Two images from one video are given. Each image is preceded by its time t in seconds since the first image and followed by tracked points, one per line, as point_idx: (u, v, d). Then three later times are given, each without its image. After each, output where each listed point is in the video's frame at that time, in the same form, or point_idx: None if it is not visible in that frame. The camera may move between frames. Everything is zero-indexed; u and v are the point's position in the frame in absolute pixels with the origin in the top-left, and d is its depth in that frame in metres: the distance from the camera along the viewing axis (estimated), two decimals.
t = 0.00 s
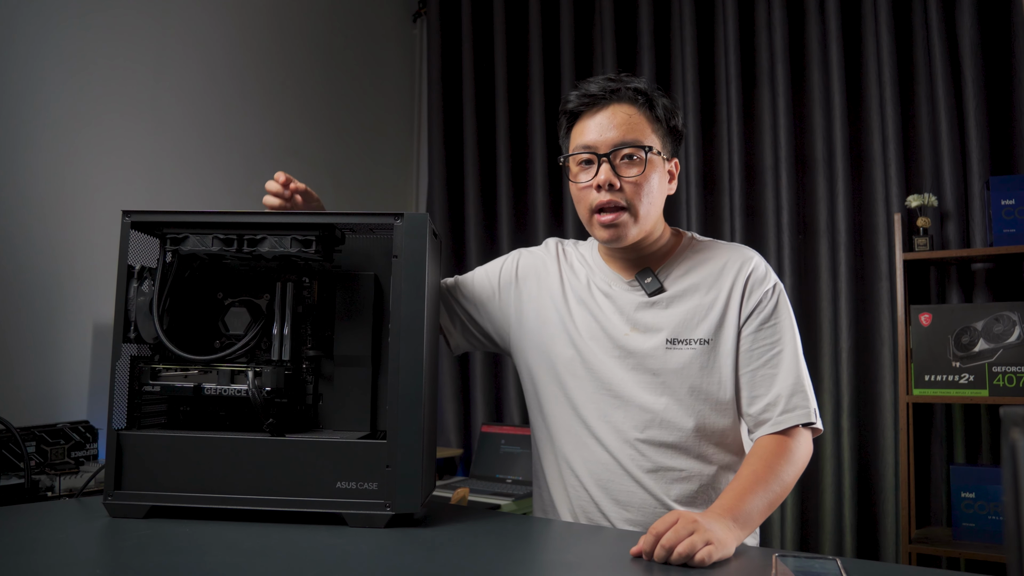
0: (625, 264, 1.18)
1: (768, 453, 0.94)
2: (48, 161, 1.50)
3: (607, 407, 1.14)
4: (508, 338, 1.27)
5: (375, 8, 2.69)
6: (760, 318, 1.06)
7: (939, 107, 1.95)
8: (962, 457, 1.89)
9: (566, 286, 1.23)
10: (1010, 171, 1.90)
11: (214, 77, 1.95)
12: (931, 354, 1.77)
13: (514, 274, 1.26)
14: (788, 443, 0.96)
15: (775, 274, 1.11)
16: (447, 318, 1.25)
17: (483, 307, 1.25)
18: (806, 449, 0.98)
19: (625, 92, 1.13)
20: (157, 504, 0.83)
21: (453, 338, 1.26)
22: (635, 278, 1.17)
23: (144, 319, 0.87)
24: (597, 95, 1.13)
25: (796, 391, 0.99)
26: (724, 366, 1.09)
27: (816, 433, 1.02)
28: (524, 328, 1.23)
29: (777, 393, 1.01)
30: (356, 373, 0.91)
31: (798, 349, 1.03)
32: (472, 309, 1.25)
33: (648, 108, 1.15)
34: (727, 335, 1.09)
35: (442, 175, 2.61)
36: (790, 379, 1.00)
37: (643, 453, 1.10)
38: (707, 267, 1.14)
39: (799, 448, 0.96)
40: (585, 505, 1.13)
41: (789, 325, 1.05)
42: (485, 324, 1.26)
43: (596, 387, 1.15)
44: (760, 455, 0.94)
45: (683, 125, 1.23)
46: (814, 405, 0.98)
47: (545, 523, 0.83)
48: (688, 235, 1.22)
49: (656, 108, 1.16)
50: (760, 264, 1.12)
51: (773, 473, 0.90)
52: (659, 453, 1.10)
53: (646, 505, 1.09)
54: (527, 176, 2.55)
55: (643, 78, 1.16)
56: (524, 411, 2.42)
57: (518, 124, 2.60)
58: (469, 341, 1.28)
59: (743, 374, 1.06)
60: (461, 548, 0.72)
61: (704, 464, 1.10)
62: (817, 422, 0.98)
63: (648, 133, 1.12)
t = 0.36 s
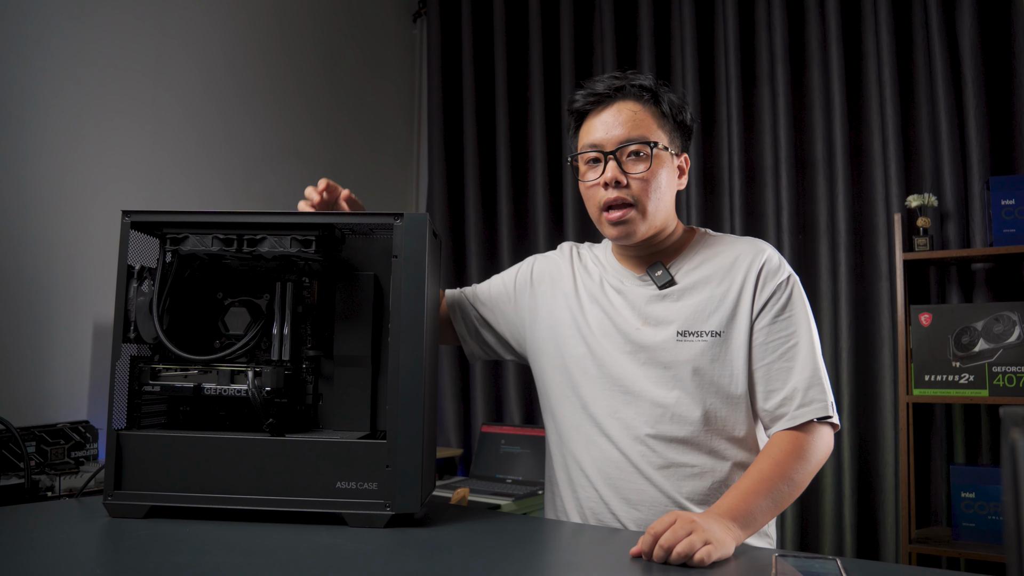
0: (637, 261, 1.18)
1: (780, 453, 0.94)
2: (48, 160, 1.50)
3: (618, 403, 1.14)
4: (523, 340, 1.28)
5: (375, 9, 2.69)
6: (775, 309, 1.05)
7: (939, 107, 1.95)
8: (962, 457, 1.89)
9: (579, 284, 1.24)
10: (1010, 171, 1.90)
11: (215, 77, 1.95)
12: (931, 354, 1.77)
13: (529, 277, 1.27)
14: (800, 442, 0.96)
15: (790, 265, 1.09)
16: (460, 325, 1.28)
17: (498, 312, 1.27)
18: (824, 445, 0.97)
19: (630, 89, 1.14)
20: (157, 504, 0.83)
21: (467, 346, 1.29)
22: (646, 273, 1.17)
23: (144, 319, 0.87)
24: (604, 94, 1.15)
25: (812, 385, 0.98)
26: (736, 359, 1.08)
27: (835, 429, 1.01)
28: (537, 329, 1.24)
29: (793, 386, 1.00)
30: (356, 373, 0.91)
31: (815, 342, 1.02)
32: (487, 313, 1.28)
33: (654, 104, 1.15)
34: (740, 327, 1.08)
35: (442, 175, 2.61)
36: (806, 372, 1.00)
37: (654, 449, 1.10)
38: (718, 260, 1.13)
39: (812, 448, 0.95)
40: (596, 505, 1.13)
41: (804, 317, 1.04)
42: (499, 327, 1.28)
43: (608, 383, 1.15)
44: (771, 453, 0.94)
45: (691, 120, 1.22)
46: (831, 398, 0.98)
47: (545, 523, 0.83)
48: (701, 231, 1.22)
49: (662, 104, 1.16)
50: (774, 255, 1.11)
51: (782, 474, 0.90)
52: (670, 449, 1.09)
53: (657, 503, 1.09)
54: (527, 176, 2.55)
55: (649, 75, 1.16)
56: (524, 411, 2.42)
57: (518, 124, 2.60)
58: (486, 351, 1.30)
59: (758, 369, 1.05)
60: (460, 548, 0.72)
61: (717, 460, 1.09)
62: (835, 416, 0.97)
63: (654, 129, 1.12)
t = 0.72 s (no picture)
0: (641, 261, 1.19)
1: (783, 455, 0.94)
2: (48, 161, 1.50)
3: (621, 404, 1.14)
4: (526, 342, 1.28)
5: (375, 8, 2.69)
6: (780, 310, 1.05)
7: (939, 107, 1.95)
8: (962, 457, 1.89)
9: (584, 285, 1.24)
10: (1010, 171, 1.90)
11: (215, 76, 1.95)
12: (931, 354, 1.77)
13: (534, 279, 1.27)
14: (802, 444, 0.96)
15: (795, 267, 1.10)
16: (464, 328, 1.27)
17: (502, 314, 1.27)
18: (828, 447, 0.98)
19: (634, 88, 1.14)
20: (157, 504, 0.83)
21: (470, 349, 1.29)
22: (651, 272, 1.17)
23: (144, 319, 0.87)
24: (608, 93, 1.15)
25: (817, 386, 0.99)
26: (740, 360, 1.08)
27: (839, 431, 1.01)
28: (542, 331, 1.24)
29: (798, 387, 1.01)
30: (356, 373, 0.91)
31: (820, 344, 1.02)
32: (490, 314, 1.27)
33: (658, 104, 1.15)
34: (744, 328, 1.08)
35: (442, 175, 2.61)
36: (811, 373, 1.00)
37: (657, 450, 1.10)
38: (724, 261, 1.13)
39: (814, 452, 0.95)
40: (598, 507, 1.13)
41: (809, 319, 1.04)
42: (502, 330, 1.28)
43: (612, 384, 1.15)
44: (773, 455, 0.94)
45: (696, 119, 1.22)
46: (835, 400, 0.98)
47: (545, 523, 0.83)
48: (706, 233, 1.22)
49: (666, 103, 1.16)
50: (779, 257, 1.11)
51: (783, 476, 0.90)
52: (673, 450, 1.09)
53: (659, 504, 1.09)
54: (527, 176, 2.55)
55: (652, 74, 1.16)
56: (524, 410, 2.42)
57: (518, 124, 2.60)
58: (488, 355, 1.30)
59: (763, 370, 1.06)
60: (461, 548, 0.72)
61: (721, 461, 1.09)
62: (838, 419, 0.98)
63: (658, 127, 1.12)
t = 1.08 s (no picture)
0: (634, 262, 1.18)
1: (778, 454, 0.94)
2: (48, 161, 1.50)
3: (616, 406, 1.14)
4: (518, 340, 1.28)
5: (375, 9, 2.69)
6: (773, 314, 1.06)
7: (939, 107, 1.95)
8: (962, 457, 1.89)
9: (576, 285, 1.23)
10: (1010, 171, 1.90)
11: (215, 76, 1.96)
12: (931, 354, 1.77)
13: (525, 278, 1.27)
14: (798, 444, 0.96)
15: (788, 269, 1.10)
16: (453, 327, 1.27)
17: (495, 313, 1.27)
18: (820, 448, 0.98)
19: (626, 87, 1.14)
20: (157, 504, 0.83)
21: (460, 349, 1.28)
22: (645, 274, 1.17)
23: (145, 319, 0.87)
24: (600, 92, 1.15)
25: (809, 389, 0.99)
26: (734, 364, 1.08)
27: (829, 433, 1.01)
28: (535, 331, 1.24)
29: (789, 390, 1.00)
30: (356, 374, 0.91)
31: (812, 348, 1.02)
32: (482, 314, 1.27)
33: (650, 102, 1.15)
34: (738, 332, 1.09)
35: (442, 175, 2.61)
36: (803, 376, 1.00)
37: (651, 453, 1.10)
38: (718, 263, 1.13)
39: (809, 452, 0.96)
40: (592, 508, 1.13)
41: (801, 322, 1.05)
42: (494, 330, 1.28)
43: (606, 386, 1.15)
44: (768, 455, 0.94)
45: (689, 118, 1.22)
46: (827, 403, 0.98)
47: (545, 523, 0.83)
48: (698, 233, 1.21)
49: (659, 101, 1.16)
50: (773, 261, 1.11)
51: (780, 475, 0.90)
52: (667, 452, 1.10)
53: (653, 506, 1.09)
54: (527, 176, 2.55)
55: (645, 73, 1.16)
56: (524, 410, 2.42)
57: (518, 124, 2.60)
58: (473, 351, 1.29)
59: (756, 373, 1.06)
60: (461, 549, 0.72)
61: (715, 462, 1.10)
62: (829, 421, 0.97)
63: (648, 126, 1.12)
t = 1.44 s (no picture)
0: (626, 265, 1.20)
1: (774, 458, 0.94)
2: (48, 161, 1.50)
3: (611, 410, 1.14)
4: (517, 339, 1.28)
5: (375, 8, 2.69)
6: (770, 322, 1.06)
7: (940, 107, 1.95)
8: (962, 457, 1.89)
9: (574, 287, 1.23)
10: (1010, 171, 1.90)
11: (215, 76, 1.96)
12: (930, 354, 1.77)
13: (524, 278, 1.27)
14: (796, 448, 0.96)
15: (786, 277, 1.10)
16: (452, 324, 1.27)
17: (494, 312, 1.27)
18: (816, 454, 0.98)
19: (604, 94, 1.14)
20: (158, 504, 0.83)
21: (458, 347, 1.28)
22: (642, 279, 1.17)
23: (144, 319, 0.87)
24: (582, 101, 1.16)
25: (804, 397, 0.99)
26: (729, 369, 1.09)
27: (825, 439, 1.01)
28: (533, 332, 1.23)
29: (785, 399, 1.01)
30: (356, 374, 0.91)
31: (808, 356, 1.03)
32: (481, 312, 1.27)
33: (633, 106, 1.14)
34: (734, 338, 1.09)
35: (442, 174, 2.61)
36: (799, 385, 1.00)
37: (645, 456, 1.10)
38: (716, 269, 1.13)
39: (807, 455, 0.96)
40: (585, 508, 1.13)
41: (798, 330, 1.05)
42: (491, 328, 1.28)
43: (602, 389, 1.15)
44: (767, 459, 0.94)
45: (680, 121, 1.20)
46: (822, 412, 0.98)
47: (545, 523, 0.83)
48: (697, 237, 1.21)
49: (643, 104, 1.14)
50: (771, 268, 1.11)
51: (778, 477, 0.90)
52: (661, 455, 1.10)
53: (645, 509, 1.09)
54: (527, 176, 2.55)
55: (632, 78, 1.16)
56: (524, 411, 2.42)
57: (518, 123, 2.60)
58: (471, 350, 1.29)
59: (751, 380, 1.06)
60: (461, 548, 0.72)
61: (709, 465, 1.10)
62: (825, 429, 0.98)
63: (621, 133, 1.12)
